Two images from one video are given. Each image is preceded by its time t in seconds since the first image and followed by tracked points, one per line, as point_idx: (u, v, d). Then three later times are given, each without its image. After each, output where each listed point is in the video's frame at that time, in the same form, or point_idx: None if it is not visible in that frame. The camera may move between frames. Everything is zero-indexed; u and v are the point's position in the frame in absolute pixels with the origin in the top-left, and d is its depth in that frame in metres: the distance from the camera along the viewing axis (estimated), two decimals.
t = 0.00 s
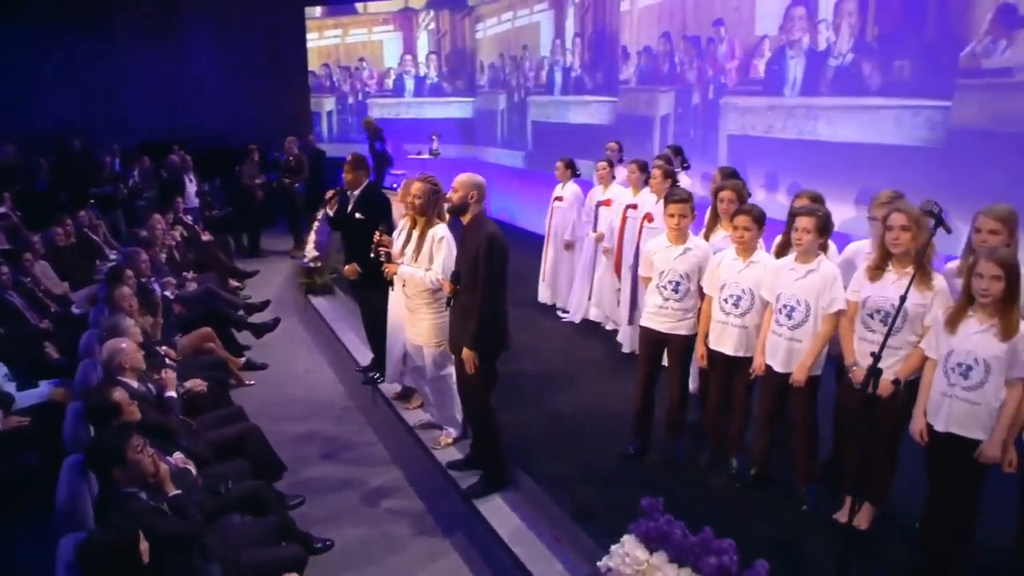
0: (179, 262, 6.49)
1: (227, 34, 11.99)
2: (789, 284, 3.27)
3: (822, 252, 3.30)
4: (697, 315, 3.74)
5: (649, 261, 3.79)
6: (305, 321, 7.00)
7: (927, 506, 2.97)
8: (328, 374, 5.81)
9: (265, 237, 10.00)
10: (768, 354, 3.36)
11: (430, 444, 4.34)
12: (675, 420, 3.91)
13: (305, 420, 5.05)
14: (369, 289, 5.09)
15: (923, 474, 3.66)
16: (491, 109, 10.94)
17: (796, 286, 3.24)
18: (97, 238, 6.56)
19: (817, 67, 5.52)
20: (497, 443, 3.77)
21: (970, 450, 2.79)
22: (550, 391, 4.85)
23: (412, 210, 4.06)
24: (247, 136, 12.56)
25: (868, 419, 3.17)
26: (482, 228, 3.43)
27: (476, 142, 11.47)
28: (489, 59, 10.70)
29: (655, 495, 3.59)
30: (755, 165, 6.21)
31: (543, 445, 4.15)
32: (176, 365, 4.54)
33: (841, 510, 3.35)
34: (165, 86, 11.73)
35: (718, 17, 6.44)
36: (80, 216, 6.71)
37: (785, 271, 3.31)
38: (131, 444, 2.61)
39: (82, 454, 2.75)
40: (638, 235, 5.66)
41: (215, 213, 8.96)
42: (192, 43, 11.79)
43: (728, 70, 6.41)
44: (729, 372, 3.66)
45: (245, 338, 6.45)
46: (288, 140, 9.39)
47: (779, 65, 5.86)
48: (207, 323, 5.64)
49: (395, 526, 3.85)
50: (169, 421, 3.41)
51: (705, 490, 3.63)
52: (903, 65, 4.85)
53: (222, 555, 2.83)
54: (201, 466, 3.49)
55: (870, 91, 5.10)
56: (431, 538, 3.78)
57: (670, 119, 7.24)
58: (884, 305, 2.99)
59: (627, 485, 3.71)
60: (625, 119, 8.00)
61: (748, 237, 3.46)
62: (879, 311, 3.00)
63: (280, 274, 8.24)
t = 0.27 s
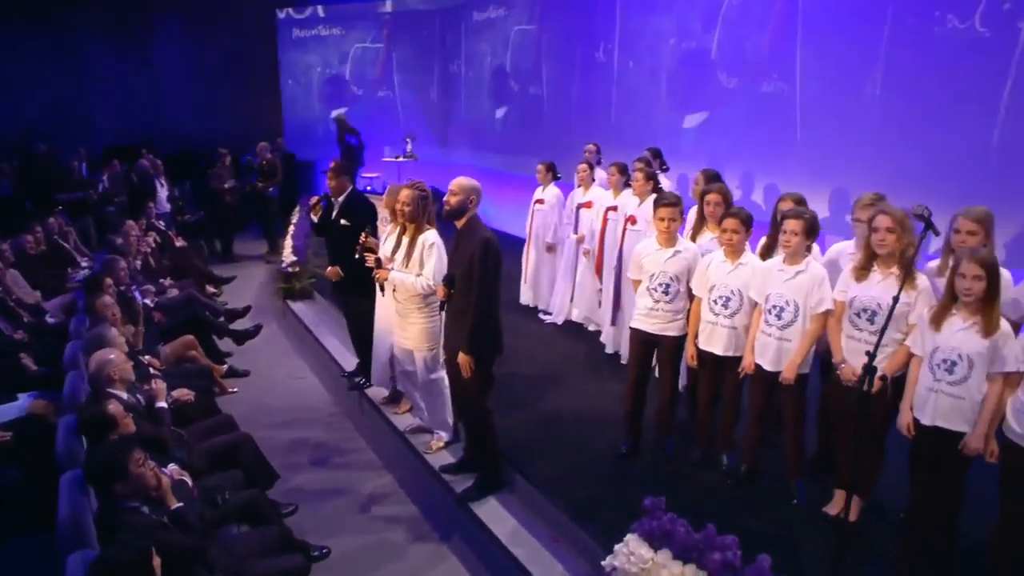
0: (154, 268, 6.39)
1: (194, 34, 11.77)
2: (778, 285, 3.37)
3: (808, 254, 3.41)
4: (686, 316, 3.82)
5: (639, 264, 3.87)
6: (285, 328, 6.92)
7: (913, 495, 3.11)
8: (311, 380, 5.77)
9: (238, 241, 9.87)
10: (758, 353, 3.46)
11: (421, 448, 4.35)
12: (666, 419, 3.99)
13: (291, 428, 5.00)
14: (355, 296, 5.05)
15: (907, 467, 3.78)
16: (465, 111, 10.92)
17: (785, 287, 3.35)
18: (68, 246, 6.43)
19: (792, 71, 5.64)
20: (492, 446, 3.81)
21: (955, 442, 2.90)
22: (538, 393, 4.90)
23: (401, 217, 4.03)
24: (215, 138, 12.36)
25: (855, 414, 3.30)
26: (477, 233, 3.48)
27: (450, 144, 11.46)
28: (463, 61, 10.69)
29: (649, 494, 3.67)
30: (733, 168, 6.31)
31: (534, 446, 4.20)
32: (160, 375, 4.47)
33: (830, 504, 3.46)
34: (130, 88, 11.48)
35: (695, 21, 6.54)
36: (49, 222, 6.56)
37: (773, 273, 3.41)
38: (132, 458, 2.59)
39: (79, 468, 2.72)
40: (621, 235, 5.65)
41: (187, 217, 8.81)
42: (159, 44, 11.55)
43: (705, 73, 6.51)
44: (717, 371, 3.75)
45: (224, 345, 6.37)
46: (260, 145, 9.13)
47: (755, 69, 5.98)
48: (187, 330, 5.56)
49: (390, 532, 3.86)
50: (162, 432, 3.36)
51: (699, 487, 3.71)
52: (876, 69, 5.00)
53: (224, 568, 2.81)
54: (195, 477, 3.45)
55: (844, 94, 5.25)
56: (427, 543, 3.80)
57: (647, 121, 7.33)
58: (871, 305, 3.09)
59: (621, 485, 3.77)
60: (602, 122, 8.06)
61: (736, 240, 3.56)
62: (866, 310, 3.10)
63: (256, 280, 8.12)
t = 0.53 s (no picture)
0: (132, 275, 6.28)
1: (160, 35, 11.54)
2: (769, 284, 3.49)
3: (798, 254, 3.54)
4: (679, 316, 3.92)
5: (632, 265, 3.96)
6: (267, 333, 6.86)
7: (900, 484, 3.24)
8: (298, 386, 5.74)
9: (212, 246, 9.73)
10: (751, 351, 3.58)
11: (416, 450, 4.37)
12: (659, 417, 4.08)
13: (282, 435, 4.98)
14: (344, 300, 5.05)
15: (892, 457, 3.93)
16: (440, 112, 10.93)
17: (776, 286, 3.47)
18: (39, 253, 6.25)
19: (768, 74, 5.80)
20: (491, 448, 3.85)
21: (941, 433, 3.04)
22: (529, 394, 4.96)
23: (395, 221, 4.07)
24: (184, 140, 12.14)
25: (843, 407, 3.43)
26: (478, 238, 3.54)
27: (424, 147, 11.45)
28: (437, 63, 10.70)
29: (645, 491, 3.75)
30: (711, 169, 6.45)
31: (530, 447, 4.26)
32: (149, 384, 4.41)
33: (821, 495, 3.58)
34: (95, 90, 11.22)
35: (672, 25, 6.67)
36: (20, 230, 6.40)
37: (764, 273, 3.53)
38: (142, 469, 2.57)
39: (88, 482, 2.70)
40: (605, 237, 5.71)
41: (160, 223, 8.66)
42: (124, 45, 11.31)
43: (682, 76, 6.65)
44: (709, 369, 3.85)
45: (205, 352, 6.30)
46: (234, 148, 9.06)
47: (731, 72, 6.13)
48: (171, 337, 5.49)
49: (391, 537, 3.88)
50: (161, 442, 3.34)
51: (694, 481, 3.81)
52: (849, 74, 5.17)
53: None
54: (195, 487, 3.43)
55: (819, 97, 5.41)
56: (428, 546, 3.82)
57: (625, 123, 7.44)
58: (860, 302, 3.21)
59: (618, 483, 3.85)
60: (579, 123, 8.15)
61: (727, 241, 3.68)
62: (856, 308, 3.22)
63: (234, 285, 8.03)
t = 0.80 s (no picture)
0: (112, 280, 6.19)
1: (128, 35, 11.32)
2: (761, 282, 3.61)
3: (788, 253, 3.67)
4: (672, 315, 4.03)
5: (626, 265, 4.06)
6: (250, 338, 6.82)
7: (886, 470, 3.40)
8: (286, 389, 5.73)
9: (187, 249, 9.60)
10: (744, 347, 3.70)
11: (413, 452, 4.44)
12: (653, 413, 4.19)
13: (275, 439, 4.98)
14: (335, 304, 5.07)
15: (876, 447, 4.09)
16: (416, 114, 10.93)
17: (768, 284, 3.59)
18: (15, 260, 6.12)
19: (746, 77, 5.94)
20: (491, 447, 3.91)
21: (927, 423, 3.19)
22: (522, 392, 5.03)
23: (390, 224, 4.10)
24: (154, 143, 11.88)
25: (833, 400, 3.56)
26: (482, 243, 3.64)
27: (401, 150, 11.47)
28: (414, 64, 10.70)
29: (643, 486, 3.85)
30: (690, 169, 6.59)
31: (527, 445, 4.33)
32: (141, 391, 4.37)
33: (812, 485, 3.72)
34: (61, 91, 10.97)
35: (651, 28, 6.79)
36: None
37: (756, 272, 3.65)
38: (158, 476, 2.63)
39: (96, 493, 2.69)
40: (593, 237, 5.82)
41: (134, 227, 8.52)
42: (91, 46, 11.07)
43: (662, 78, 6.77)
44: (702, 365, 3.95)
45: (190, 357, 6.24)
46: (209, 151, 8.97)
47: (710, 74, 6.26)
48: (157, 343, 5.44)
49: (393, 537, 3.91)
50: (163, 450, 3.34)
51: (690, 475, 3.93)
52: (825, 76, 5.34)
53: None
54: (197, 493, 3.42)
55: (795, 100, 5.57)
56: (431, 546, 3.86)
57: (605, 124, 7.55)
58: (850, 298, 3.36)
59: (615, 478, 3.94)
60: (558, 124, 8.24)
61: (719, 241, 3.79)
62: (845, 304, 3.37)
63: (214, 289, 7.95)
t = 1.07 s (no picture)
0: (97, 285, 6.12)
1: (101, 35, 11.13)
2: (752, 280, 3.74)
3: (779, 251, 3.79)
4: (665, 313, 4.13)
5: (620, 265, 4.16)
6: (237, 341, 6.78)
7: (872, 459, 3.55)
8: (277, 393, 5.73)
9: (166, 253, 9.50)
10: (737, 343, 3.82)
11: (410, 452, 4.47)
12: (646, 410, 4.29)
13: (269, 442, 4.98)
14: (327, 306, 5.08)
15: (863, 438, 4.24)
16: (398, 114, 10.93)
17: (759, 282, 3.71)
18: None
19: (729, 79, 6.07)
20: (490, 446, 3.98)
21: (914, 414, 3.31)
22: (515, 392, 5.10)
23: (386, 226, 4.12)
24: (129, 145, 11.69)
25: (824, 394, 3.68)
26: (485, 246, 3.76)
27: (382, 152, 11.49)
28: (395, 65, 10.71)
29: (639, 480, 3.95)
30: (674, 169, 6.71)
31: (523, 443, 4.40)
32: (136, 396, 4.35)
33: (803, 475, 3.85)
34: (33, 92, 10.77)
35: (634, 30, 6.89)
36: None
37: (747, 270, 3.78)
38: (172, 480, 2.64)
39: (105, 499, 2.67)
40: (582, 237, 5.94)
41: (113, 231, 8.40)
42: (62, 46, 10.86)
43: (646, 80, 6.88)
44: (695, 362, 4.06)
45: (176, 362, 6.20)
46: (190, 153, 8.88)
47: (693, 76, 6.39)
48: (146, 348, 5.40)
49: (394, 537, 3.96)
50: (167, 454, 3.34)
51: (684, 469, 4.03)
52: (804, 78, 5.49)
53: None
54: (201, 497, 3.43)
55: (777, 101, 5.71)
56: (432, 545, 3.92)
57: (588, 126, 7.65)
58: (839, 294, 3.51)
59: (613, 473, 4.04)
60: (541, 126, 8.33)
61: (711, 240, 3.90)
62: (835, 300, 3.52)
63: (197, 293, 7.89)
